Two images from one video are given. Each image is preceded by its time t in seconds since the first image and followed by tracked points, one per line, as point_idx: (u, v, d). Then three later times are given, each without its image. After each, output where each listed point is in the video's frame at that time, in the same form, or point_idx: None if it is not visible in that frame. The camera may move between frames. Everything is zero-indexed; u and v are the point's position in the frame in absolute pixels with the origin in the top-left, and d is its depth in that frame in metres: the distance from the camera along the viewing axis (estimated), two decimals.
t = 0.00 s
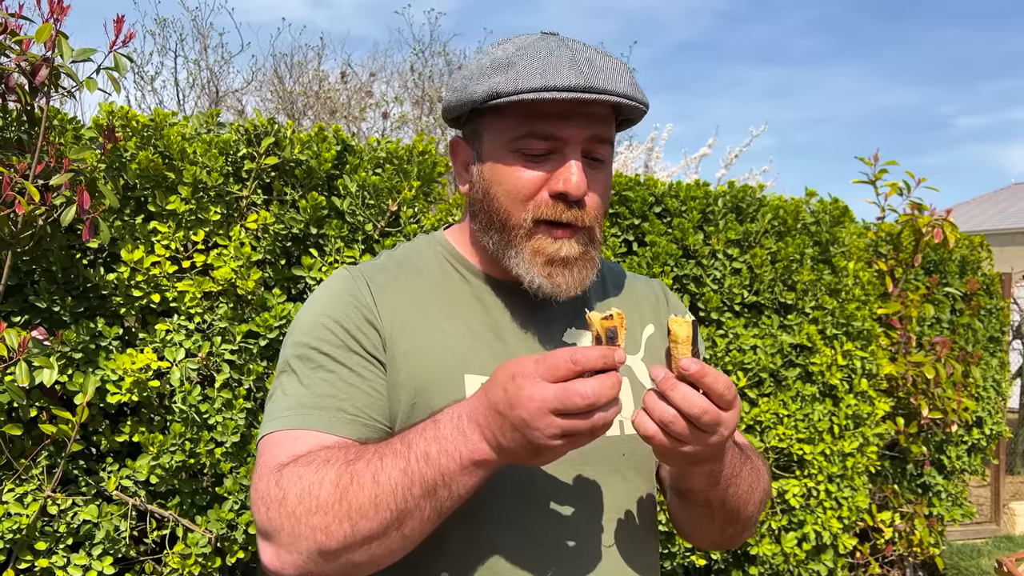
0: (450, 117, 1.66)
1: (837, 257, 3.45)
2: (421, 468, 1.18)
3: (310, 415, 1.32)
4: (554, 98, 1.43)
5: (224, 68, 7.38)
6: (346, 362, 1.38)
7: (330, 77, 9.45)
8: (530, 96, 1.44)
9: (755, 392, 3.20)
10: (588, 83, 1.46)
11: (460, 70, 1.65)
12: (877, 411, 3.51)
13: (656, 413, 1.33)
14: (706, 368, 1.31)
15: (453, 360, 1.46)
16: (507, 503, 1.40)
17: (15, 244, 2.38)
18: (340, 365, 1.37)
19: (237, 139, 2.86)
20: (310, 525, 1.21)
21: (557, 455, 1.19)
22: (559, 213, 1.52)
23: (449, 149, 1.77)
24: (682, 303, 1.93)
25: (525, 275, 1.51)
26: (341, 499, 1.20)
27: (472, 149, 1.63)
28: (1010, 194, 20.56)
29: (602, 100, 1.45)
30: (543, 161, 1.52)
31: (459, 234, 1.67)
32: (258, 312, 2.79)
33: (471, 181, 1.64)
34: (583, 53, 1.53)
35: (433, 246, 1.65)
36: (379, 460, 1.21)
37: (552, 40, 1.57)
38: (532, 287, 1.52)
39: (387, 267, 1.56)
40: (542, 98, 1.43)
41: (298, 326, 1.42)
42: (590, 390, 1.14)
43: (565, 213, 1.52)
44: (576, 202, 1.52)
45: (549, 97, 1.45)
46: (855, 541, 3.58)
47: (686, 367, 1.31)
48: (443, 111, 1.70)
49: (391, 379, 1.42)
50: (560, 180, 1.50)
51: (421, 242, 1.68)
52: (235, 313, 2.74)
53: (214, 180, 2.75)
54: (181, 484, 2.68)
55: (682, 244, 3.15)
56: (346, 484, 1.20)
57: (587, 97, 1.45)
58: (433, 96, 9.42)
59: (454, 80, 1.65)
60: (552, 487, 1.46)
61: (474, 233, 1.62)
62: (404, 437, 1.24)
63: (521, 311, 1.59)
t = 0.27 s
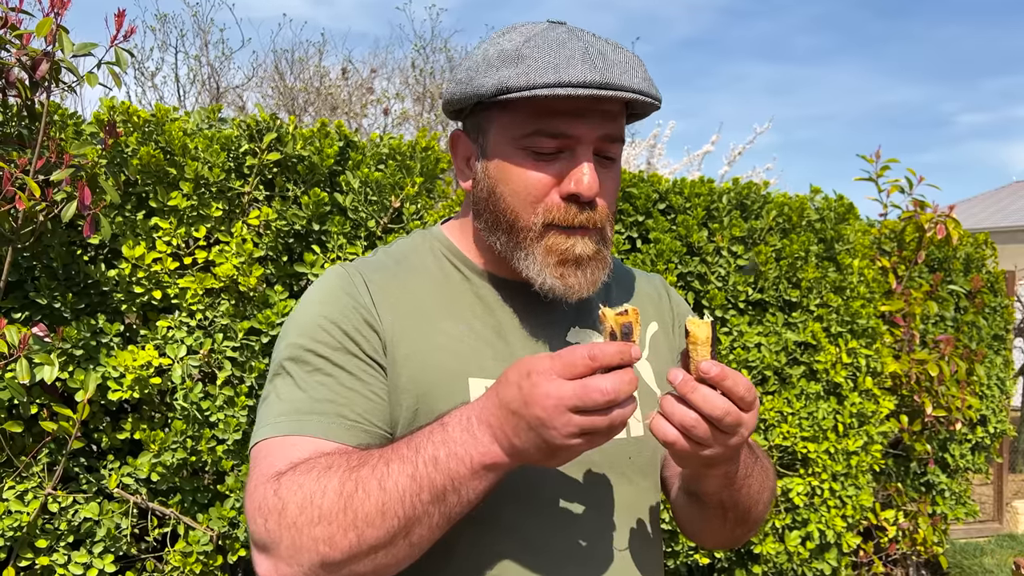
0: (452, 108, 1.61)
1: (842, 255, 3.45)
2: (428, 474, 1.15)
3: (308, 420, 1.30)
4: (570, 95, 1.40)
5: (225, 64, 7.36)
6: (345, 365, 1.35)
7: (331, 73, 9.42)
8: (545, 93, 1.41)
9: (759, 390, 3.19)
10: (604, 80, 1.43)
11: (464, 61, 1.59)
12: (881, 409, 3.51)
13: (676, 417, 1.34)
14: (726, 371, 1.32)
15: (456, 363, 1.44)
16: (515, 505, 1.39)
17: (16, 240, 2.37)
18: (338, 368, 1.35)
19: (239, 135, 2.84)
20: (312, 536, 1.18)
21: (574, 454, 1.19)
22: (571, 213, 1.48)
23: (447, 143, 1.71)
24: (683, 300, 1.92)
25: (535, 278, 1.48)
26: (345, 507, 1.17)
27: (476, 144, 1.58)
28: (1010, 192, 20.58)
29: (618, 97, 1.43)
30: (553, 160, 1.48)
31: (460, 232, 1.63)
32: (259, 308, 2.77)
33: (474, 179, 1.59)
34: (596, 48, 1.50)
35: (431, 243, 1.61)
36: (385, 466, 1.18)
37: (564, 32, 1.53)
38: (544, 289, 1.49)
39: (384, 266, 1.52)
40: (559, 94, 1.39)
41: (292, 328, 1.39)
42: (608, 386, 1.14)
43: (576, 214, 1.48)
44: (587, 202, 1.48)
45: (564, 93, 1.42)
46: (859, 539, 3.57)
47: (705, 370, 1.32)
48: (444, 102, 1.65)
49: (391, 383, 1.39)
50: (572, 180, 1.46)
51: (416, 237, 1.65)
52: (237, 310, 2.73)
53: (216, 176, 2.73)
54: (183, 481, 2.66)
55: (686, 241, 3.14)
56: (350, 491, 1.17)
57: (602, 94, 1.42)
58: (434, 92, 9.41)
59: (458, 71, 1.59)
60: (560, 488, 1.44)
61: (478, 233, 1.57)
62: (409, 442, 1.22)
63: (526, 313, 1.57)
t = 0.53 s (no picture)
0: (455, 103, 1.51)
1: (843, 251, 3.44)
2: (427, 468, 1.11)
3: (299, 426, 1.23)
4: (591, 99, 1.31)
5: (223, 59, 7.33)
6: (338, 369, 1.29)
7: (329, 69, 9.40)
8: (564, 96, 1.32)
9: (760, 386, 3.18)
10: (625, 83, 1.35)
11: (471, 52, 1.49)
12: (883, 405, 3.50)
13: (684, 425, 1.35)
14: (733, 377, 1.33)
15: (453, 370, 1.39)
16: (515, 503, 1.37)
17: (12, 235, 2.35)
18: (331, 372, 1.29)
19: (237, 130, 2.82)
20: (305, 545, 1.11)
21: (580, 433, 1.16)
22: (582, 229, 1.39)
23: (446, 137, 1.61)
24: (685, 296, 1.91)
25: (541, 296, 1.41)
26: (341, 512, 1.11)
27: (480, 143, 1.49)
28: (1008, 189, 20.61)
29: (640, 102, 1.35)
30: (565, 167, 1.39)
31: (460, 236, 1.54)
32: (258, 304, 2.75)
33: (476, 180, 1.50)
34: (614, 47, 1.42)
35: (423, 239, 1.55)
36: (380, 464, 1.14)
37: (581, 27, 1.44)
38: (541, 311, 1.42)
39: (375, 264, 1.46)
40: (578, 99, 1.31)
41: (279, 329, 1.31)
42: (610, 350, 1.14)
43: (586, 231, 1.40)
44: (600, 216, 1.40)
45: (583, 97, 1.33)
46: (859, 535, 3.57)
47: (712, 377, 1.33)
48: (444, 95, 1.54)
49: (386, 390, 1.34)
50: (587, 191, 1.37)
51: (405, 234, 1.59)
52: (236, 306, 2.71)
53: (214, 171, 2.71)
54: (181, 478, 2.64)
55: (687, 237, 3.13)
56: (345, 494, 1.12)
57: (625, 99, 1.34)
58: (433, 88, 9.40)
59: (464, 63, 1.49)
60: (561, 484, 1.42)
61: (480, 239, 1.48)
62: (404, 437, 1.18)
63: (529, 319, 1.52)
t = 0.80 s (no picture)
0: (453, 95, 1.45)
1: (841, 245, 3.43)
2: (422, 469, 1.09)
3: (287, 435, 1.19)
4: (601, 106, 1.25)
5: (217, 53, 7.28)
6: (327, 377, 1.26)
7: (324, 63, 9.35)
8: (573, 102, 1.25)
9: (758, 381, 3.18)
10: (639, 88, 1.28)
11: (474, 40, 1.41)
12: (880, 400, 3.50)
13: (695, 426, 1.39)
14: (745, 379, 1.36)
15: (446, 378, 1.37)
16: (506, 504, 1.36)
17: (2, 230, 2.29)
18: (320, 380, 1.25)
19: (231, 123, 2.79)
20: (296, 561, 1.07)
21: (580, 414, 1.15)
22: (587, 240, 1.35)
23: (444, 129, 1.55)
24: (688, 292, 1.90)
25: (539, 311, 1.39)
26: (332, 523, 1.07)
27: (480, 141, 1.43)
28: (1003, 184, 20.66)
29: (654, 110, 1.28)
30: (572, 174, 1.34)
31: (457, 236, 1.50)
32: (253, 300, 2.72)
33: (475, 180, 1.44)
34: (630, 45, 1.33)
35: (414, 231, 1.53)
36: (371, 470, 1.10)
37: (595, 19, 1.35)
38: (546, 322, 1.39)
39: (362, 263, 1.42)
40: (587, 106, 1.25)
41: (263, 333, 1.27)
42: (608, 324, 1.14)
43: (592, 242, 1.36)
44: (607, 227, 1.36)
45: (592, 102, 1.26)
46: (857, 531, 3.57)
47: (723, 379, 1.35)
48: (444, 83, 1.48)
49: (378, 398, 1.33)
50: (594, 202, 1.33)
51: (388, 232, 1.55)
52: (230, 301, 2.68)
53: (208, 165, 2.68)
54: (175, 475, 2.62)
55: (685, 231, 3.11)
56: (336, 505, 1.08)
57: (638, 105, 1.28)
58: (429, 82, 9.36)
59: (467, 52, 1.42)
60: (552, 485, 1.41)
61: (479, 245, 1.44)
62: (396, 438, 1.14)
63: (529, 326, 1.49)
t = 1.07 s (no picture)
0: (453, 88, 1.41)
1: (837, 240, 3.42)
2: (424, 467, 1.07)
3: (278, 441, 1.16)
4: (615, 113, 1.22)
5: (208, 48, 7.22)
6: (318, 381, 1.24)
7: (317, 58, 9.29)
8: (585, 108, 1.22)
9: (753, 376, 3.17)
10: (654, 94, 1.24)
11: (478, 32, 1.37)
12: (875, 394, 3.51)
13: (702, 433, 1.41)
14: (754, 386, 1.36)
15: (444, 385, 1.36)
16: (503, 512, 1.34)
17: None
18: (311, 384, 1.23)
19: (223, 118, 2.76)
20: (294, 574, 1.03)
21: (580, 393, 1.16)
22: (588, 252, 1.35)
23: (439, 124, 1.52)
24: (686, 289, 1.89)
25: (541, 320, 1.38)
26: (332, 531, 1.04)
27: (480, 140, 1.40)
28: (996, 179, 20.74)
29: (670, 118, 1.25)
30: (579, 180, 1.32)
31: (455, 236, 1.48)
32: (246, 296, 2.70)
33: (472, 181, 1.42)
34: (646, 47, 1.30)
35: (405, 230, 1.49)
36: (371, 474, 1.08)
37: (608, 17, 1.31)
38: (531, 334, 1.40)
39: (349, 262, 1.40)
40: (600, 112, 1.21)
41: (248, 336, 1.23)
42: (599, 293, 1.18)
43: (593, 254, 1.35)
44: (611, 240, 1.36)
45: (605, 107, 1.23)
46: (852, 525, 3.57)
47: (732, 386, 1.36)
48: (444, 76, 1.43)
49: (371, 402, 1.31)
50: (602, 210, 1.32)
51: (371, 229, 1.52)
52: (223, 297, 2.66)
53: (200, 160, 2.65)
54: (168, 473, 2.60)
55: (680, 226, 3.10)
56: (335, 512, 1.05)
57: (654, 112, 1.24)
58: (422, 77, 9.32)
59: (470, 43, 1.37)
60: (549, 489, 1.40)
61: (472, 249, 1.42)
62: (395, 438, 1.12)
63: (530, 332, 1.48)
